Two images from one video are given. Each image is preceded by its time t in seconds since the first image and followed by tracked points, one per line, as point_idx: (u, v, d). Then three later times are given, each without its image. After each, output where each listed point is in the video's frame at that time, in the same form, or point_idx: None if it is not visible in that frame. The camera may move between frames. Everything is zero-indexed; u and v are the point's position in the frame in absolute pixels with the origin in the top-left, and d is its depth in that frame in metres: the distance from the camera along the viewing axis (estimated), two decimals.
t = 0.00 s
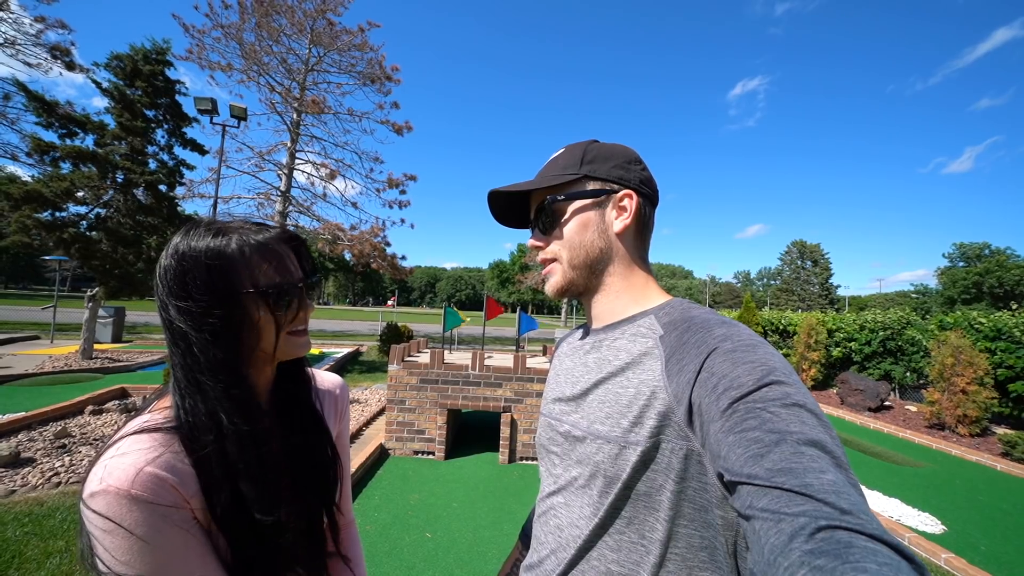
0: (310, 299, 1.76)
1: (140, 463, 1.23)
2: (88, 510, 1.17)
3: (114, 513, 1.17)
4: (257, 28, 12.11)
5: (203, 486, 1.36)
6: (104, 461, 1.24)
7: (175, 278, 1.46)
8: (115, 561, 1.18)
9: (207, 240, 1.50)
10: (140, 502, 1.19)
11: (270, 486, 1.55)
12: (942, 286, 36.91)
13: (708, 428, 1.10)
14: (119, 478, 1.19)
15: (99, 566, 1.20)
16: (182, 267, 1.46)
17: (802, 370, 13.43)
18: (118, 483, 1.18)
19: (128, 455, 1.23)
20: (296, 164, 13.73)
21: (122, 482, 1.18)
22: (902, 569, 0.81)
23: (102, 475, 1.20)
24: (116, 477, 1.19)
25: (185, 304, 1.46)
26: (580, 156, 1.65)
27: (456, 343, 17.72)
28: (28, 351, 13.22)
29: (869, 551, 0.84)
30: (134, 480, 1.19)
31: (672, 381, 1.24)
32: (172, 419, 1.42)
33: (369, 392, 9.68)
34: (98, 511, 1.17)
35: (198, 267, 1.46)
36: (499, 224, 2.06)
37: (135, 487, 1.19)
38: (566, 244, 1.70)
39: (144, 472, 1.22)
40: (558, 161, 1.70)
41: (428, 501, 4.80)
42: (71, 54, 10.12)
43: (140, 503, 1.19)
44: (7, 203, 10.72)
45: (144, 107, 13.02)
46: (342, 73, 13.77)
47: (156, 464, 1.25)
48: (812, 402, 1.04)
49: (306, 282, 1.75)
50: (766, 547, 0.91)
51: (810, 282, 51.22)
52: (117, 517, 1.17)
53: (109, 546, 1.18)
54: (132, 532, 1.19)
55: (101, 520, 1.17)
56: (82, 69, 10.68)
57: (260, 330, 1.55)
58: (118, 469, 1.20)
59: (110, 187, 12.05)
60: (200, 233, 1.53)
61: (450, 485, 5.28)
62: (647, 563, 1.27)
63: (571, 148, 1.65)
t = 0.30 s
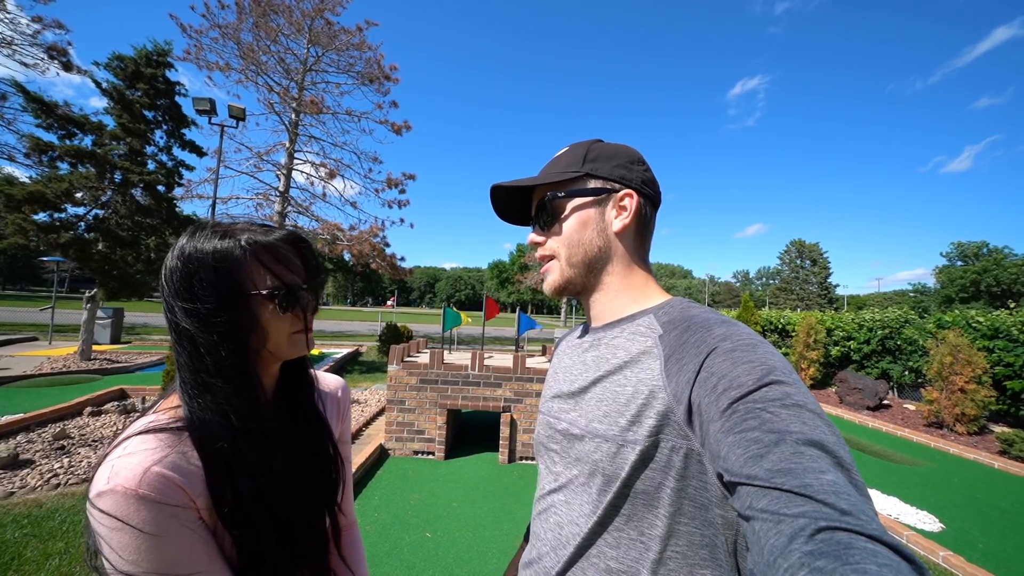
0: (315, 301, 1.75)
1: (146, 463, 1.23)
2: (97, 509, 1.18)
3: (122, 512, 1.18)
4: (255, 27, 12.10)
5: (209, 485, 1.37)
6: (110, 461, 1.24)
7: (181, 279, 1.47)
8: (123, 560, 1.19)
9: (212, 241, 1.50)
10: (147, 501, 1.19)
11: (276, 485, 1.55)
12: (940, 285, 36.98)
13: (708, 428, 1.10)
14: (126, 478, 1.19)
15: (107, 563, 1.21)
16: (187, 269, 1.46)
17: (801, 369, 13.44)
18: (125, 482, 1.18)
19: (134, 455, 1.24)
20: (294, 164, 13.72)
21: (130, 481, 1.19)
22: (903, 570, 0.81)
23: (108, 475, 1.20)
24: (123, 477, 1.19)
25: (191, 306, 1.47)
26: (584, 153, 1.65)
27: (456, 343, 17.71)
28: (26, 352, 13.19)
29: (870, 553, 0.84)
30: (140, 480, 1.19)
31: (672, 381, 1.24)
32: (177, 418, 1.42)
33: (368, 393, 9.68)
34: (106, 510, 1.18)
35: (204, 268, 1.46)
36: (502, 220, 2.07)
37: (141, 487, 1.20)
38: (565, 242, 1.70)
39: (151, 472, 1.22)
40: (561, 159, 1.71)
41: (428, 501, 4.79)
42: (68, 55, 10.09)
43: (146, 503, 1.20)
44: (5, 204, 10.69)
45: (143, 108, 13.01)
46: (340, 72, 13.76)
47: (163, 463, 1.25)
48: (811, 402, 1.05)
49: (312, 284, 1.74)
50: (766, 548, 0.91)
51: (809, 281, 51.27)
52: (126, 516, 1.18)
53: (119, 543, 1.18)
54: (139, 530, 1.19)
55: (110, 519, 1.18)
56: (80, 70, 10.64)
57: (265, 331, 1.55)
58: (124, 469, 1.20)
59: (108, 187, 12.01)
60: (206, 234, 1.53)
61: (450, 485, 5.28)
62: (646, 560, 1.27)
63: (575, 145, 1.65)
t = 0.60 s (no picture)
0: (319, 301, 1.75)
1: (150, 458, 1.23)
2: (101, 502, 1.18)
3: (126, 506, 1.18)
4: (256, 28, 12.12)
5: (213, 481, 1.37)
6: (114, 456, 1.24)
7: (185, 278, 1.47)
8: (127, 555, 1.19)
9: (217, 240, 1.50)
10: (151, 495, 1.20)
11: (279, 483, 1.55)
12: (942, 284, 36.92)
13: (712, 424, 1.10)
14: (130, 472, 1.20)
15: (112, 556, 1.22)
16: (192, 267, 1.47)
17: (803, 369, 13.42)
18: (130, 477, 1.19)
19: (139, 449, 1.24)
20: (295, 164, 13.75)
21: (134, 475, 1.19)
22: (912, 568, 0.81)
23: (112, 469, 1.21)
24: (126, 471, 1.19)
25: (194, 305, 1.47)
26: (584, 150, 1.65)
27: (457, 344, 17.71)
28: (29, 353, 13.23)
29: (879, 549, 0.83)
30: (145, 475, 1.20)
31: (675, 376, 1.24)
32: (181, 415, 1.43)
33: (369, 393, 9.68)
34: (110, 504, 1.18)
35: (209, 267, 1.46)
36: (501, 219, 2.07)
37: (145, 481, 1.20)
38: (566, 239, 1.70)
39: (154, 466, 1.23)
40: (562, 157, 1.71)
41: (429, 501, 4.80)
42: (72, 56, 10.12)
43: (150, 496, 1.20)
44: (9, 206, 10.73)
45: (148, 110, 13.06)
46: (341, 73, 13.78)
47: (167, 458, 1.26)
48: (817, 398, 1.04)
49: (316, 283, 1.74)
50: (774, 545, 0.91)
51: (811, 281, 51.15)
52: (130, 509, 1.18)
53: (123, 537, 1.19)
54: (144, 524, 1.19)
55: (114, 513, 1.18)
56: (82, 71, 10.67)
57: (270, 330, 1.55)
58: (128, 463, 1.21)
59: (111, 188, 12.04)
60: (211, 233, 1.53)
61: (451, 485, 5.28)
62: (646, 555, 1.27)
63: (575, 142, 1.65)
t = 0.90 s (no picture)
0: (315, 303, 1.74)
1: (145, 456, 1.23)
2: (94, 502, 1.18)
3: (119, 505, 1.18)
4: (259, 34, 12.20)
5: (208, 481, 1.37)
6: (110, 456, 1.25)
7: (180, 280, 1.47)
8: (120, 554, 1.20)
9: (212, 242, 1.50)
10: (145, 495, 1.20)
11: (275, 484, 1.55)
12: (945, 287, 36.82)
13: (711, 426, 1.10)
14: (123, 470, 1.20)
15: (105, 555, 1.22)
16: (186, 270, 1.47)
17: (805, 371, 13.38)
18: (123, 475, 1.19)
19: (135, 448, 1.25)
20: (298, 168, 13.80)
21: (126, 473, 1.19)
22: (911, 570, 0.80)
23: (108, 468, 1.21)
24: (119, 471, 1.19)
25: (187, 308, 1.47)
26: (577, 153, 1.65)
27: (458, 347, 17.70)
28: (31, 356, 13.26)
29: (878, 552, 0.83)
30: (137, 473, 1.20)
31: (675, 378, 1.24)
32: (177, 416, 1.43)
33: (370, 396, 9.68)
34: (104, 503, 1.18)
35: (203, 270, 1.47)
36: (495, 225, 2.07)
37: (138, 480, 1.20)
38: (565, 244, 1.71)
39: (148, 465, 1.22)
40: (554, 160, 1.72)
41: (429, 504, 4.79)
42: (76, 62, 10.20)
43: (145, 496, 1.20)
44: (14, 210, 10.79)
45: (152, 115, 13.12)
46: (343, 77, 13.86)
47: (162, 457, 1.26)
48: (817, 400, 1.04)
49: (313, 285, 1.74)
50: (773, 547, 0.90)
51: (813, 284, 51.03)
52: (121, 508, 1.18)
53: (115, 536, 1.19)
54: (138, 524, 1.19)
55: (105, 513, 1.18)
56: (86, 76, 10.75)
57: (264, 332, 1.55)
58: (124, 462, 1.21)
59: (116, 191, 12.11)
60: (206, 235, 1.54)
61: (452, 488, 5.26)
62: (642, 557, 1.27)
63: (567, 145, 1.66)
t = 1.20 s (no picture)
0: (308, 299, 1.73)
1: (133, 458, 1.21)
2: (83, 505, 1.16)
3: (109, 508, 1.16)
4: (253, 29, 12.06)
5: (200, 482, 1.35)
6: (98, 458, 1.22)
7: (168, 278, 1.45)
8: (110, 558, 1.17)
9: (200, 238, 1.48)
10: (133, 497, 1.17)
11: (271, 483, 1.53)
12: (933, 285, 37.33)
13: (707, 424, 1.09)
14: (113, 472, 1.18)
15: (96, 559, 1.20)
16: (174, 267, 1.45)
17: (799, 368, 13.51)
18: (112, 477, 1.17)
19: (123, 450, 1.22)
20: (291, 165, 13.68)
21: (116, 476, 1.17)
22: (906, 567, 0.79)
23: (94, 471, 1.19)
24: (109, 473, 1.17)
25: (176, 308, 1.45)
26: (570, 148, 1.65)
27: (453, 345, 17.66)
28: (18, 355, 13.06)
29: (871, 548, 0.82)
30: (128, 476, 1.18)
31: (671, 377, 1.23)
32: (167, 417, 1.41)
33: (365, 394, 9.63)
34: (92, 507, 1.16)
35: (192, 267, 1.44)
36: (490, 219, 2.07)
37: (127, 482, 1.17)
38: (554, 238, 1.71)
39: (139, 467, 1.20)
40: (546, 156, 1.72)
41: (426, 502, 4.77)
42: (63, 55, 10.02)
43: (134, 498, 1.18)
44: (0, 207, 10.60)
45: (141, 109, 12.94)
46: (338, 73, 13.74)
47: (152, 458, 1.24)
48: (812, 397, 1.02)
49: (305, 282, 1.72)
50: (768, 544, 0.89)
51: (805, 282, 51.55)
52: (112, 511, 1.16)
53: (105, 540, 1.16)
54: (129, 527, 1.17)
55: (95, 517, 1.16)
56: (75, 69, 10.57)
57: (256, 329, 1.53)
58: (110, 465, 1.19)
59: (105, 188, 11.94)
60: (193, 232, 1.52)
61: (448, 486, 5.25)
62: (643, 555, 1.27)
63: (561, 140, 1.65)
